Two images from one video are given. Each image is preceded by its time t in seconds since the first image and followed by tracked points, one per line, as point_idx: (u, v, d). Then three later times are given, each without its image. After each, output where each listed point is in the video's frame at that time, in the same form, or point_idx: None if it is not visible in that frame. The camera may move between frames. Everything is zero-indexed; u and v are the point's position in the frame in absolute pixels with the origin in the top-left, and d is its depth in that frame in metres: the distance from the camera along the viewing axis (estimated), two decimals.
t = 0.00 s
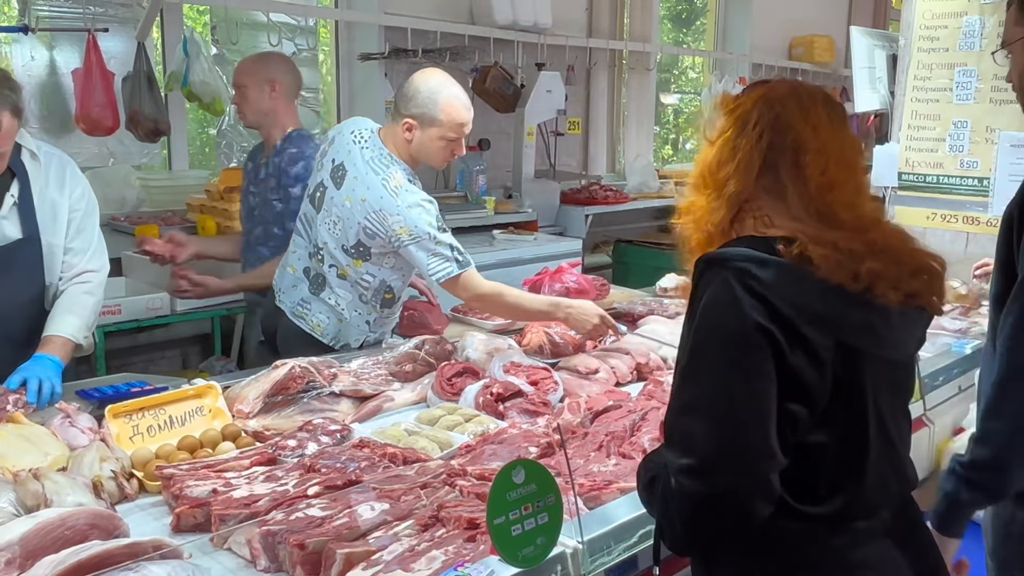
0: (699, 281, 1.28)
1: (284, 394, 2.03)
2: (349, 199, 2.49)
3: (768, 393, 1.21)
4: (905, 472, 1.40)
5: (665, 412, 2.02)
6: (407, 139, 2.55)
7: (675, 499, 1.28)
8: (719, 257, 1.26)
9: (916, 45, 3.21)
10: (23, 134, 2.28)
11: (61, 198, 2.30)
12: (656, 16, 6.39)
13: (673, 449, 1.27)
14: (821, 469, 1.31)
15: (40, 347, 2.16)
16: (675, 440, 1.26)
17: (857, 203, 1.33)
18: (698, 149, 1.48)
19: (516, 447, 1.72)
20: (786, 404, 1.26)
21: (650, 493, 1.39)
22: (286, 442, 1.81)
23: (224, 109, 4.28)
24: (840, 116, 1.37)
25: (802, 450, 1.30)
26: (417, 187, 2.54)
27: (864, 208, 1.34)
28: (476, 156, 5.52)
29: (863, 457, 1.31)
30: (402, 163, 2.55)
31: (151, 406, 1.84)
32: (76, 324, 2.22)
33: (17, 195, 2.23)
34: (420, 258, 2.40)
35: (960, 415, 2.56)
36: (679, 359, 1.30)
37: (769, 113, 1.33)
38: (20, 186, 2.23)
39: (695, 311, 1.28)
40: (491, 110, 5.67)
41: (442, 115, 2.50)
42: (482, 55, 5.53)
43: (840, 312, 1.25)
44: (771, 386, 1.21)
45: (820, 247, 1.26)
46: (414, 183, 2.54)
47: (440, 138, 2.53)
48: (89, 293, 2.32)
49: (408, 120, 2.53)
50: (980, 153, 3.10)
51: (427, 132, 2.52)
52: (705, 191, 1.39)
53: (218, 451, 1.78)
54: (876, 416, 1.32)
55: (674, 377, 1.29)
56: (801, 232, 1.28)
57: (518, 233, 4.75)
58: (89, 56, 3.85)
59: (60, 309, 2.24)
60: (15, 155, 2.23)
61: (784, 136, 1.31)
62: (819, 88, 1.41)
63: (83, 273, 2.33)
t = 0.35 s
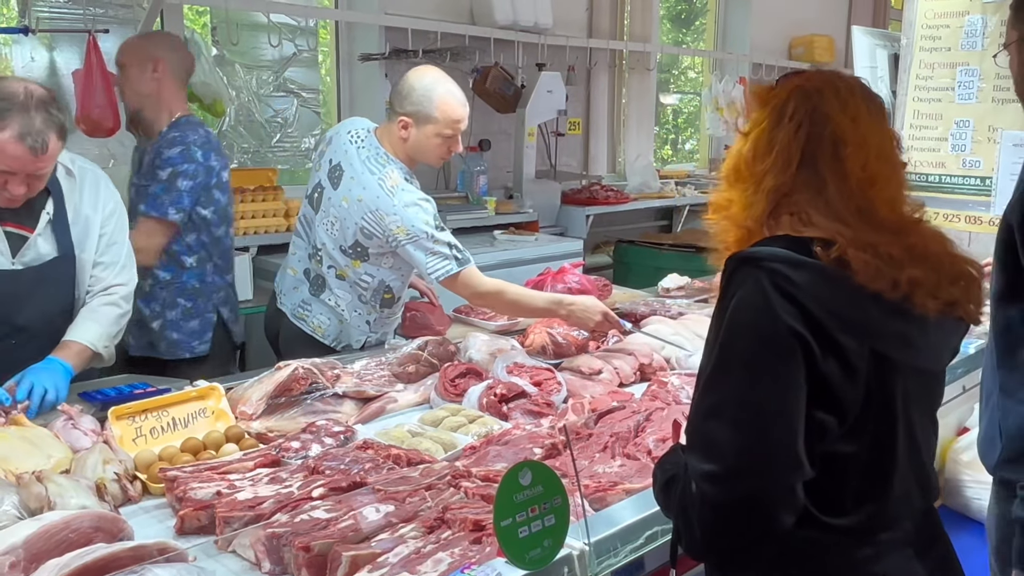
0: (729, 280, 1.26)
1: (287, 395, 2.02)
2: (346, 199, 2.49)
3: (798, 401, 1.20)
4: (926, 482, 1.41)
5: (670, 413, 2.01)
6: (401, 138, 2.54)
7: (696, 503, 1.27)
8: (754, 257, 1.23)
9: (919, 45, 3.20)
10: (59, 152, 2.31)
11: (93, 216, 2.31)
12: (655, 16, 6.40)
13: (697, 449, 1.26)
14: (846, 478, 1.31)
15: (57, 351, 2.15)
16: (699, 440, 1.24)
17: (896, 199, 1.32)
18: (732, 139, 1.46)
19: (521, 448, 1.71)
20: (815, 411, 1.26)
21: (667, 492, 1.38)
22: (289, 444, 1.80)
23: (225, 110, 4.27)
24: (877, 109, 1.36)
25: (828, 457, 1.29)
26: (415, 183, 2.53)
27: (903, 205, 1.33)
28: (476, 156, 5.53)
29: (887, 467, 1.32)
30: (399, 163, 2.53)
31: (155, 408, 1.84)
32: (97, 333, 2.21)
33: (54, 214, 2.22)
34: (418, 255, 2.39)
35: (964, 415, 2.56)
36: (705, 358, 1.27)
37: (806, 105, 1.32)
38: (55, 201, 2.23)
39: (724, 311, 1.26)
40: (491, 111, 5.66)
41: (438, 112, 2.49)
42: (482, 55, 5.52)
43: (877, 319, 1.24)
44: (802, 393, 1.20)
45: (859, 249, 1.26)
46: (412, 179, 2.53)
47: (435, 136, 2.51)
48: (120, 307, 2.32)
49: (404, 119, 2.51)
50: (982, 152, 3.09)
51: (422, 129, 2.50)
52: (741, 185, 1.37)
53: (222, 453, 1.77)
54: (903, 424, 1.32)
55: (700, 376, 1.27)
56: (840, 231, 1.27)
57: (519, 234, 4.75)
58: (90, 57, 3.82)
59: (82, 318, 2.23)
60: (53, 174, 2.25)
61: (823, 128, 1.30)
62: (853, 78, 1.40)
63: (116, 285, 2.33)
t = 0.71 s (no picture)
0: (741, 283, 1.23)
1: (286, 398, 2.01)
2: (337, 199, 2.50)
3: (811, 408, 1.17)
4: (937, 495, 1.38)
5: (670, 414, 2.00)
6: (382, 133, 2.54)
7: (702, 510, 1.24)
8: (767, 260, 1.21)
9: (916, 45, 3.19)
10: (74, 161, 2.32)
11: (105, 227, 2.33)
12: (653, 17, 6.40)
13: (705, 457, 1.23)
14: (857, 489, 1.28)
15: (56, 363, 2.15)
16: (708, 448, 1.21)
17: (920, 204, 1.27)
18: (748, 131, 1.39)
19: (521, 450, 1.71)
20: (827, 420, 1.23)
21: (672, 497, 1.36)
22: (288, 447, 1.79)
23: (222, 111, 4.26)
24: (903, 106, 1.30)
25: (840, 468, 1.26)
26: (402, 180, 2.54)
27: (926, 210, 1.28)
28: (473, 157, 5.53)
29: (898, 479, 1.28)
30: (386, 159, 2.54)
31: (153, 411, 1.83)
32: (97, 350, 2.22)
33: (66, 223, 2.23)
34: (411, 250, 2.38)
35: (964, 415, 2.55)
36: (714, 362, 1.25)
37: (833, 101, 1.24)
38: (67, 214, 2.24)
39: (735, 315, 1.24)
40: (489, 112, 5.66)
41: (404, 102, 2.47)
42: (479, 56, 5.52)
43: (894, 328, 1.21)
44: (815, 400, 1.17)
45: (879, 257, 1.22)
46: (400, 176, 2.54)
47: (411, 127, 2.49)
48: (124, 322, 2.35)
49: (379, 113, 2.52)
50: (980, 152, 3.09)
51: (397, 123, 2.49)
52: (758, 184, 1.31)
53: (220, 456, 1.76)
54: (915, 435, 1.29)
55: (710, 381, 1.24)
56: (859, 236, 1.22)
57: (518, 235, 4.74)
58: (86, 59, 3.84)
59: (83, 333, 2.24)
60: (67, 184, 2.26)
61: (849, 126, 1.23)
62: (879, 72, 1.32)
63: (123, 302, 2.35)
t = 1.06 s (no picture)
0: (743, 292, 1.17)
1: (280, 401, 2.00)
2: (326, 199, 2.50)
3: (816, 426, 1.11)
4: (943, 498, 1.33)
5: (666, 415, 1.99)
6: (368, 132, 2.54)
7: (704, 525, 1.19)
8: (770, 268, 1.14)
9: (912, 44, 3.20)
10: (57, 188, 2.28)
11: (90, 254, 2.31)
12: (648, 17, 6.40)
13: (706, 470, 1.18)
14: (862, 498, 1.23)
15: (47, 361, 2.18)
16: (709, 462, 1.16)
17: (928, 208, 1.21)
18: (747, 125, 1.33)
19: (517, 452, 1.70)
20: (832, 433, 1.17)
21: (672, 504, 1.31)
22: (282, 450, 1.78)
23: (216, 113, 4.24)
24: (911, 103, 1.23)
25: (845, 479, 1.21)
26: (391, 178, 2.53)
27: (934, 214, 1.22)
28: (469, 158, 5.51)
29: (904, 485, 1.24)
30: (375, 158, 2.53)
31: (145, 415, 1.82)
32: (86, 358, 2.24)
33: (53, 251, 2.20)
34: (401, 248, 2.37)
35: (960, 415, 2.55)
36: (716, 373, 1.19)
37: (836, 98, 1.18)
38: (54, 244, 2.20)
39: (737, 325, 1.17)
40: (484, 112, 5.65)
41: (387, 99, 2.47)
42: (474, 56, 5.51)
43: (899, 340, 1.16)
44: (820, 416, 1.12)
45: (887, 264, 1.16)
46: (389, 174, 2.53)
47: (395, 123, 2.49)
48: (109, 346, 2.34)
49: (364, 111, 2.52)
50: (976, 151, 3.09)
51: (381, 120, 2.49)
52: (759, 182, 1.25)
53: (213, 460, 1.75)
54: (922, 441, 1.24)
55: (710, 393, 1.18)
56: (864, 243, 1.17)
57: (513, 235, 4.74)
58: (79, 60, 3.81)
59: (71, 340, 2.26)
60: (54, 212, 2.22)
61: (853, 126, 1.17)
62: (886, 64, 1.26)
63: (110, 326, 2.35)
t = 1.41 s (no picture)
0: (750, 306, 1.14)
1: (273, 404, 1.99)
2: (308, 193, 2.49)
3: (823, 446, 1.09)
4: (960, 520, 1.30)
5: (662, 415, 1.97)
6: (352, 125, 2.53)
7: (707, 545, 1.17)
8: (777, 282, 1.12)
9: (906, 43, 3.20)
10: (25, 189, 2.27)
11: (63, 251, 2.30)
12: (642, 16, 6.39)
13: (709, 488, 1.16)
14: (869, 518, 1.20)
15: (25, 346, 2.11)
16: (713, 481, 1.14)
17: (948, 211, 1.16)
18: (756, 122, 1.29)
19: (513, 453, 1.68)
20: (841, 452, 1.15)
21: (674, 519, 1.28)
22: (275, 453, 1.77)
23: (208, 113, 4.22)
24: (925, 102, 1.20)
25: (852, 499, 1.19)
26: (376, 175, 2.51)
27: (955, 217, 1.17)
28: (463, 157, 5.49)
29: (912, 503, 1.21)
30: (358, 153, 2.52)
31: (137, 418, 1.80)
32: (64, 345, 2.17)
33: (29, 250, 2.21)
34: (368, 248, 2.37)
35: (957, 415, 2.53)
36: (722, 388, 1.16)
37: (845, 95, 1.16)
38: (31, 241, 2.21)
39: (744, 339, 1.15)
40: (478, 112, 5.64)
41: (370, 91, 2.45)
42: (468, 56, 5.50)
43: (910, 358, 1.12)
44: (828, 436, 1.09)
45: (901, 273, 1.12)
46: (372, 170, 2.51)
47: (378, 117, 2.47)
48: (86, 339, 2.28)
49: (347, 105, 2.51)
50: (971, 150, 3.12)
51: (363, 113, 2.47)
52: (769, 183, 1.22)
53: (206, 464, 1.73)
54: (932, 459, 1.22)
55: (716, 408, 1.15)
56: (876, 250, 1.13)
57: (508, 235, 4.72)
58: (70, 60, 3.79)
59: (49, 329, 2.21)
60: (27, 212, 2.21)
61: (865, 119, 1.15)
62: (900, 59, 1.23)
63: (87, 320, 2.30)
